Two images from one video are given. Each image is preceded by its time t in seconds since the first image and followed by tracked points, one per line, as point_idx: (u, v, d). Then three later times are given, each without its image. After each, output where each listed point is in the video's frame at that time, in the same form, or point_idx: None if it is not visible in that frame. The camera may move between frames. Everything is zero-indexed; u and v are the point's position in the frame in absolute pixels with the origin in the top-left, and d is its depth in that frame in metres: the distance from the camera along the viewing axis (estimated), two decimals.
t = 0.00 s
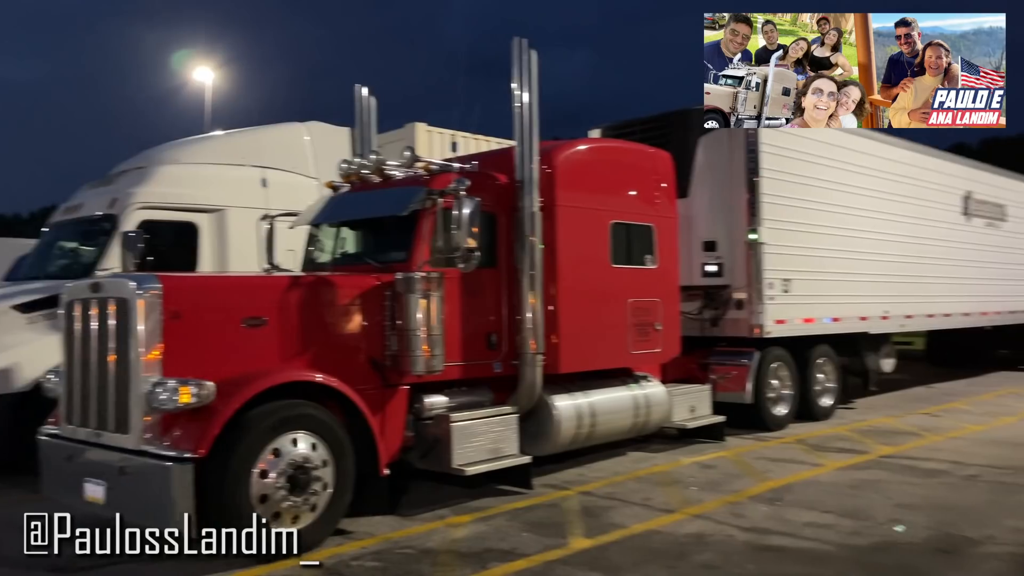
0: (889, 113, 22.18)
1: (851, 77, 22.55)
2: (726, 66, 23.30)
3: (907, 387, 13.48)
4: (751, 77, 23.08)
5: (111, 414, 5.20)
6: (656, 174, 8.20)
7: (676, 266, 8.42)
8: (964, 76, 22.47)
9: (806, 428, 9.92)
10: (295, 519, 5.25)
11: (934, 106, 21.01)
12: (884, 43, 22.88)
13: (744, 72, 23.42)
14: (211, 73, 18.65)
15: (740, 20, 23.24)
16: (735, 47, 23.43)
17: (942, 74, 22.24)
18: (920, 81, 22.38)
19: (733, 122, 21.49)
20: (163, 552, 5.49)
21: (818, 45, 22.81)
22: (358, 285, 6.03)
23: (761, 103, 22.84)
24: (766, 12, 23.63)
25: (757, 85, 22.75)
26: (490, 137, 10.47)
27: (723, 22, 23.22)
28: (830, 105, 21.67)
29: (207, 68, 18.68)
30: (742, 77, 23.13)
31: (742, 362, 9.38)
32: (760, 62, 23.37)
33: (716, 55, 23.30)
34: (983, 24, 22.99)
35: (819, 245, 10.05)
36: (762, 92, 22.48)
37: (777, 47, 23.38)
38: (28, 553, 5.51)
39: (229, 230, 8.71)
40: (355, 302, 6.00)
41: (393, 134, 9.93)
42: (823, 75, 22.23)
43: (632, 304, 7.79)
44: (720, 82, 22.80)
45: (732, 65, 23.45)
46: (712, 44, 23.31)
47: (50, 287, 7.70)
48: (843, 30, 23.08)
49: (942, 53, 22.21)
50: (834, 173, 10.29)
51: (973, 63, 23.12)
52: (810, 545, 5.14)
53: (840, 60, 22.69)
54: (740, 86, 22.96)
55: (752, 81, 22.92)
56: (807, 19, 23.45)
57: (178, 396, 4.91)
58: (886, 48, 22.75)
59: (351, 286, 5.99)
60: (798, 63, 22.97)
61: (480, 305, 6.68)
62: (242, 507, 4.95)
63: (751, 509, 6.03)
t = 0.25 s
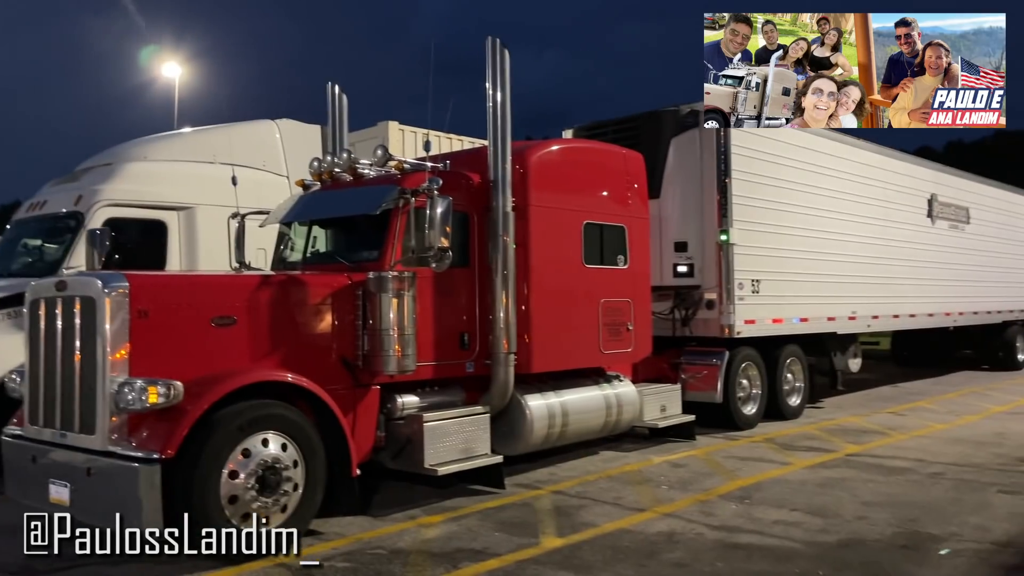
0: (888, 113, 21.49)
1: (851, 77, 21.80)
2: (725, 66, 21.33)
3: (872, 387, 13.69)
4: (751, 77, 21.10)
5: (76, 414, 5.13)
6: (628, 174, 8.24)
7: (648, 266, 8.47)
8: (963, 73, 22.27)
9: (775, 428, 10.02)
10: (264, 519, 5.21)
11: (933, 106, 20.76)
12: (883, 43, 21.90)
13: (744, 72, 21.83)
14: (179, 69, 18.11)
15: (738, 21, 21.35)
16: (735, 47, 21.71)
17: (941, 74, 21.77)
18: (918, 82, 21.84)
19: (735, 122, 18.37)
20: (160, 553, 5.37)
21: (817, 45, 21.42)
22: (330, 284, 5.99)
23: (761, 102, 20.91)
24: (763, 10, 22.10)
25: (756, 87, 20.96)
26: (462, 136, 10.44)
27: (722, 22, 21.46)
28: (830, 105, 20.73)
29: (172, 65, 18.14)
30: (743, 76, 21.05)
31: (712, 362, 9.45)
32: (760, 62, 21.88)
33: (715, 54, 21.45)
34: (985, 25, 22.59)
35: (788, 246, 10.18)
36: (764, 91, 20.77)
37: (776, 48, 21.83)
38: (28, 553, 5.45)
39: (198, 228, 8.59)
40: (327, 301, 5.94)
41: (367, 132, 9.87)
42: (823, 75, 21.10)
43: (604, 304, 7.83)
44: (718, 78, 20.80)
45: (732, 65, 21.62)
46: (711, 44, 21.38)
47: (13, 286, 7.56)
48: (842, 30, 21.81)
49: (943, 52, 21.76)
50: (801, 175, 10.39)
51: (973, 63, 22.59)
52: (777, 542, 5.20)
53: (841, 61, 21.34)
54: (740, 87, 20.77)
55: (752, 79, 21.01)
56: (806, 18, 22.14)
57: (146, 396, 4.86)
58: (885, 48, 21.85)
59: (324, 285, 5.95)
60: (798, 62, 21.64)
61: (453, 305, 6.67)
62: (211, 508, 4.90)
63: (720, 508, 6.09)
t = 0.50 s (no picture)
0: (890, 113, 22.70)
1: (851, 77, 22.97)
2: (725, 66, 22.89)
3: (841, 384, 13.90)
4: (751, 77, 22.62)
5: (43, 415, 5.05)
6: (601, 174, 8.29)
7: (621, 265, 8.53)
8: (962, 75, 23.23)
9: (745, 425, 10.14)
10: (235, 521, 5.17)
11: (938, 105, 21.41)
12: (884, 43, 23.38)
13: (744, 73, 22.88)
14: (147, 66, 17.88)
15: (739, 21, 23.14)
16: (735, 47, 23.03)
17: (942, 74, 23.01)
18: (919, 80, 23.02)
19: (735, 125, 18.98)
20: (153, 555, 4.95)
21: (818, 45, 22.76)
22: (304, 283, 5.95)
23: (760, 102, 22.19)
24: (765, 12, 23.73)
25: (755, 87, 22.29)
26: (436, 136, 10.43)
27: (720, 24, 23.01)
28: (830, 106, 22.24)
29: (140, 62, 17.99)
30: (743, 76, 22.35)
31: (683, 361, 9.54)
32: (761, 61, 23.27)
33: (716, 53, 22.97)
34: (983, 25, 23.76)
35: (759, 246, 10.29)
36: (763, 92, 22.07)
37: (777, 48, 23.35)
38: (28, 553, 5.39)
39: (168, 227, 8.47)
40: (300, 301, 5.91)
41: (338, 131, 9.83)
42: (823, 75, 22.61)
43: (577, 303, 7.86)
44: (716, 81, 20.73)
45: (732, 65, 22.99)
46: (712, 44, 22.91)
47: None
48: (843, 30, 23.16)
49: (940, 53, 22.85)
50: (771, 175, 10.51)
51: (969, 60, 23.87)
52: (747, 538, 5.26)
53: (841, 59, 22.75)
54: (741, 85, 22.02)
55: (752, 80, 22.29)
56: (807, 19, 23.69)
57: (115, 397, 4.80)
58: (885, 50, 23.43)
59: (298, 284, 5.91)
60: (799, 63, 23.11)
61: (427, 304, 6.66)
62: (181, 510, 4.85)
63: (692, 505, 6.15)
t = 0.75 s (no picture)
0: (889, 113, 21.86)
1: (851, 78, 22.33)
2: (725, 66, 22.06)
3: (817, 381, 14.04)
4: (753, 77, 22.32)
5: (17, 417, 4.99)
6: (579, 173, 8.31)
7: (599, 264, 8.56)
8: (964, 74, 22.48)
9: (723, 423, 10.20)
10: (214, 521, 5.14)
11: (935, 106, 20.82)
12: (883, 44, 22.72)
13: (744, 73, 22.57)
14: (118, 63, 17.46)
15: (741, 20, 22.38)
16: (735, 47, 22.37)
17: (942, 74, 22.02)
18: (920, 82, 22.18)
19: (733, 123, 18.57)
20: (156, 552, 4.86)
21: (818, 45, 22.18)
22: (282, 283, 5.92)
23: (762, 102, 21.97)
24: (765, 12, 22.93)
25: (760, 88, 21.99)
26: (415, 134, 10.39)
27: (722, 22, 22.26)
28: (830, 105, 21.44)
29: (113, 58, 17.63)
30: (743, 76, 21.82)
31: (662, 359, 9.58)
32: (759, 62, 22.68)
33: (716, 53, 22.07)
34: (985, 26, 23.67)
35: (736, 244, 10.36)
36: (764, 92, 21.79)
37: (777, 48, 22.59)
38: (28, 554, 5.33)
39: (143, 226, 8.39)
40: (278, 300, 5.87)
41: (315, 130, 9.78)
42: (823, 75, 21.99)
43: (556, 301, 7.87)
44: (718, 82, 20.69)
45: (732, 65, 22.47)
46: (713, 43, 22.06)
47: None
48: (842, 30, 22.43)
49: (942, 53, 22.02)
50: (748, 174, 10.57)
51: (973, 63, 23.11)
52: (725, 534, 5.31)
53: (841, 60, 22.18)
54: (742, 86, 21.55)
55: (752, 79, 21.82)
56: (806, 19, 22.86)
57: (90, 399, 4.74)
58: (885, 48, 22.69)
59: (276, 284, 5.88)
60: (797, 62, 22.65)
61: (407, 303, 6.65)
62: (159, 511, 4.82)
63: (671, 502, 6.19)
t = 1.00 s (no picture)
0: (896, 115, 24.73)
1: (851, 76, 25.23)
2: (725, 65, 24.99)
3: (785, 377, 14.25)
4: (752, 77, 25.11)
5: None
6: (551, 171, 8.34)
7: (572, 262, 8.61)
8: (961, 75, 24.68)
9: (694, 419, 10.32)
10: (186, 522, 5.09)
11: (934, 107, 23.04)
12: (884, 43, 25.58)
13: (744, 73, 25.41)
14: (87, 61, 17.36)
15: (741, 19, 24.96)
16: (735, 47, 24.78)
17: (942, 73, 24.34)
18: (918, 81, 24.47)
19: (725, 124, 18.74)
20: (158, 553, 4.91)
21: (818, 45, 24.95)
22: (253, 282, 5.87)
23: (761, 102, 25.26)
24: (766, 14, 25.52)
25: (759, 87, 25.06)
26: (387, 132, 10.36)
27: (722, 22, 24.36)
28: (830, 105, 24.26)
29: (81, 54, 17.56)
30: (744, 75, 25.05)
31: (634, 356, 9.66)
32: (762, 62, 25.39)
33: (716, 52, 24.75)
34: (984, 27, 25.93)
35: (705, 243, 10.46)
36: (763, 93, 25.03)
37: (777, 48, 25.14)
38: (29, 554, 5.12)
39: (110, 225, 8.28)
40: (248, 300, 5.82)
41: (290, 126, 9.70)
42: (824, 75, 24.88)
43: (529, 300, 7.90)
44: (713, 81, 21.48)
45: (733, 65, 25.14)
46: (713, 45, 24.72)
47: None
48: (843, 30, 25.20)
49: (942, 54, 24.26)
50: (718, 173, 10.69)
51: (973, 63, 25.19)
52: (697, 530, 5.37)
53: (840, 60, 24.91)
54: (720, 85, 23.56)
55: (752, 79, 24.99)
56: (808, 19, 26.25)
57: (58, 400, 4.68)
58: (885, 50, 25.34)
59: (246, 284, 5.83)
60: (797, 62, 25.28)
61: (379, 302, 6.64)
62: (129, 512, 4.77)
63: (643, 498, 6.25)
